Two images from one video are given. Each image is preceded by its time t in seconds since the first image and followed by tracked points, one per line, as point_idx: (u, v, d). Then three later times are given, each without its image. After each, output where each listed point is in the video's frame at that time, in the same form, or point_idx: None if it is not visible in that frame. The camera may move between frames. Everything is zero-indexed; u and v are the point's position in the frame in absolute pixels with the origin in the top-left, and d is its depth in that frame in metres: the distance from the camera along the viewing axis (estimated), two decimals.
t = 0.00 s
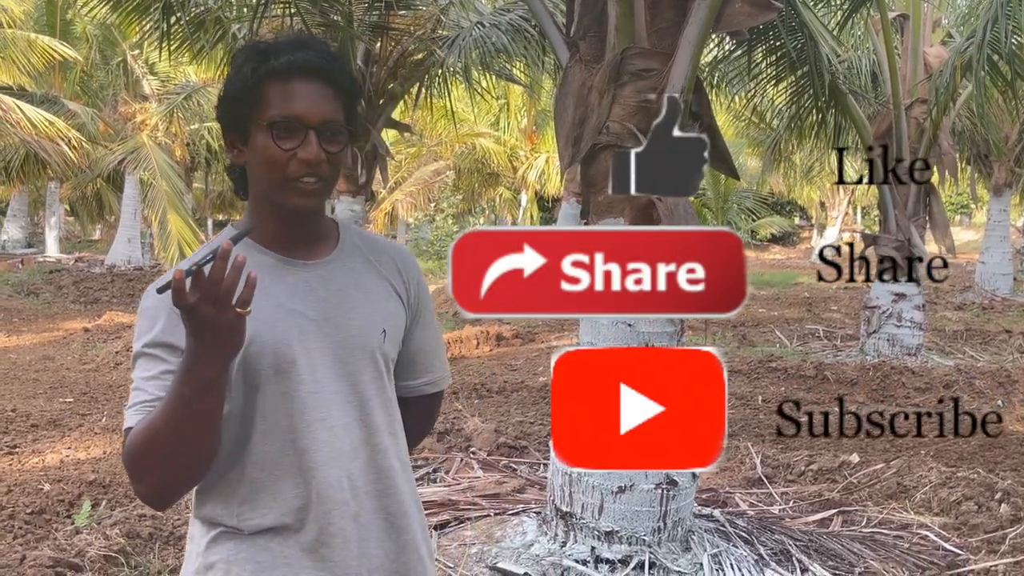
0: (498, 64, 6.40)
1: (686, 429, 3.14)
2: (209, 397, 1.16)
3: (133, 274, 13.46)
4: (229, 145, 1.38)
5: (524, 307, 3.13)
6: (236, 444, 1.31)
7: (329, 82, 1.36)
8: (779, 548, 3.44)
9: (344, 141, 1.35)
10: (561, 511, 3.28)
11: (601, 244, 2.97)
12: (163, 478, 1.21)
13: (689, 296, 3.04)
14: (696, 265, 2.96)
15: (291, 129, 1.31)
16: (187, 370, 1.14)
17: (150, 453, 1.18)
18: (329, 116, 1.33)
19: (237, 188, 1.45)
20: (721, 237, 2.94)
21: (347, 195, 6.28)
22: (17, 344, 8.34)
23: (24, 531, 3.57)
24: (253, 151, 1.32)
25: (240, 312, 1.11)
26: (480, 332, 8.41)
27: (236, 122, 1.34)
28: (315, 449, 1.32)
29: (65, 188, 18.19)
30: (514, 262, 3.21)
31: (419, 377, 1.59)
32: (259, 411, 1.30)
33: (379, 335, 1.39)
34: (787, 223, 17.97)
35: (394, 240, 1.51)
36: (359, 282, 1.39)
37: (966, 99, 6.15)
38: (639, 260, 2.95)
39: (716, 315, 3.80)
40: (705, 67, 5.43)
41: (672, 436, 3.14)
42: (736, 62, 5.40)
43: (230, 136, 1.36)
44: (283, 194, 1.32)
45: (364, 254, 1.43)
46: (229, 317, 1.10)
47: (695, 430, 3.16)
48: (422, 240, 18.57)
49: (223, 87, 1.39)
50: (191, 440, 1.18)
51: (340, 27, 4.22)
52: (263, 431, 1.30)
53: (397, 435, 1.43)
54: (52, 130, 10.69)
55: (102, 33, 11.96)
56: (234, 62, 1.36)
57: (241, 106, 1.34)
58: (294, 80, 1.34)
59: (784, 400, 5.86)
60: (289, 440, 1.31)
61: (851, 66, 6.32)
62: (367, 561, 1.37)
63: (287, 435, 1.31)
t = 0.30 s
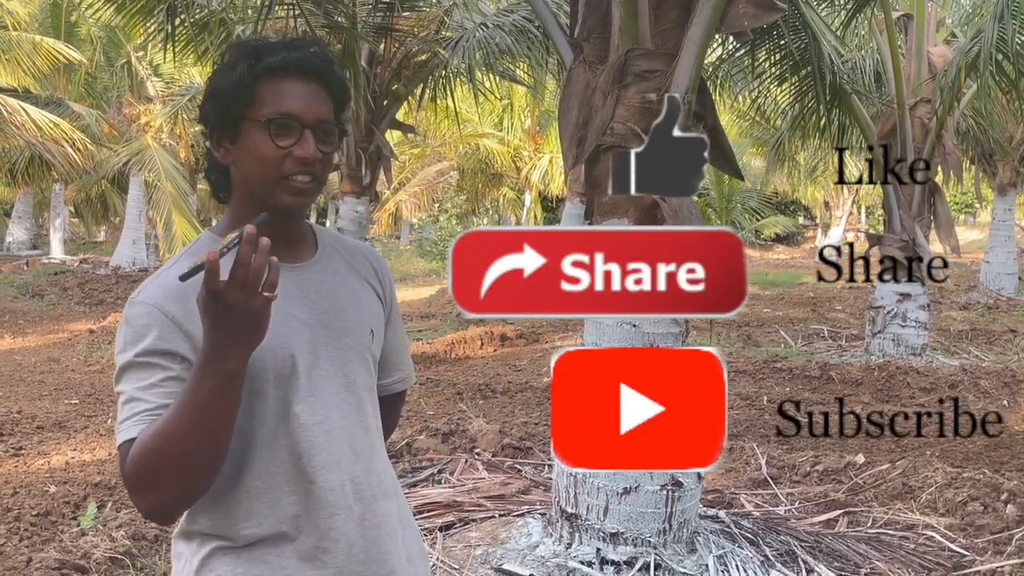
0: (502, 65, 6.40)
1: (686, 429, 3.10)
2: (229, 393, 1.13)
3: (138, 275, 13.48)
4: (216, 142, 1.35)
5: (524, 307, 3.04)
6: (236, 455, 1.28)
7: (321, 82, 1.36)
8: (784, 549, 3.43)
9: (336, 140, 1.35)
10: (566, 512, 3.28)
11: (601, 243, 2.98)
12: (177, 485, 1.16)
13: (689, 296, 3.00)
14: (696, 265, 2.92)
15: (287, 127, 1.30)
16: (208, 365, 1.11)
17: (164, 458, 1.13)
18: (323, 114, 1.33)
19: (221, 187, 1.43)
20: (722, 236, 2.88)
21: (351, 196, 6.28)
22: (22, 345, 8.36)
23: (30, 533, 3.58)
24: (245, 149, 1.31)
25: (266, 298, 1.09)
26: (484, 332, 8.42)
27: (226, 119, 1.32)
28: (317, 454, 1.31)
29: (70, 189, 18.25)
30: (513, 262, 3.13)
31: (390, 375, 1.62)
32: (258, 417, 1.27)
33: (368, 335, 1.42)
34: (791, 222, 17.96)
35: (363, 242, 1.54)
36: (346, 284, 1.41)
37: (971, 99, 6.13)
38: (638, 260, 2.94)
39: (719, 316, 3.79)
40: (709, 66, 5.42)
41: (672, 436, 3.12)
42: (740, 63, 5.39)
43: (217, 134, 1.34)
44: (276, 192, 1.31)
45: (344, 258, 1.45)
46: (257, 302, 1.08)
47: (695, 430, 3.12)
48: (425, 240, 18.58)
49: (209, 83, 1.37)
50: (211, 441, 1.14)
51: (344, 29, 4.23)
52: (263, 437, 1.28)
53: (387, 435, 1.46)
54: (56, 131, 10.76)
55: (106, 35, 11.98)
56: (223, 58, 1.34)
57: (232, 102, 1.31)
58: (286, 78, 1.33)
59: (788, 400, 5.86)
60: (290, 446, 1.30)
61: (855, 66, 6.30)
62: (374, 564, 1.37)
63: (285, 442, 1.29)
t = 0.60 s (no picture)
0: (502, 65, 6.40)
1: (686, 429, 3.16)
2: (249, 386, 1.13)
3: (137, 275, 13.48)
4: (221, 140, 1.36)
5: (524, 306, 3.19)
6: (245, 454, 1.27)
7: (322, 75, 1.37)
8: (785, 550, 3.43)
9: (340, 133, 1.36)
10: (566, 513, 3.28)
11: (601, 244, 3.03)
12: (197, 482, 1.15)
13: (689, 296, 3.06)
14: (696, 265, 3.00)
15: (292, 120, 1.31)
16: (230, 358, 1.11)
17: (185, 454, 1.13)
18: (327, 107, 1.33)
19: (228, 188, 1.42)
20: (722, 236, 2.96)
21: (351, 197, 6.26)
22: (22, 345, 8.35)
23: (30, 533, 3.58)
24: (252, 144, 1.31)
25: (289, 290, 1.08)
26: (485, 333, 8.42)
27: (231, 116, 1.32)
28: (326, 454, 1.30)
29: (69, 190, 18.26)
30: (514, 262, 3.29)
31: (401, 376, 1.62)
32: (268, 416, 1.27)
33: (379, 335, 1.41)
34: (791, 223, 17.96)
35: (374, 242, 1.53)
36: (356, 284, 1.41)
37: (971, 99, 6.13)
38: (639, 260, 2.98)
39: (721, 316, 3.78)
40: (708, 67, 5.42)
41: (672, 436, 3.15)
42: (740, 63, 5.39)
43: (223, 132, 1.34)
44: (284, 186, 1.30)
45: (355, 257, 1.45)
46: (280, 293, 1.07)
47: (695, 430, 3.18)
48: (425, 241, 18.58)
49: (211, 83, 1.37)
50: (232, 436, 1.14)
51: (344, 29, 4.23)
52: (273, 438, 1.27)
53: (396, 436, 1.45)
54: (56, 131, 10.75)
55: (106, 36, 11.97)
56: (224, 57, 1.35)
57: (236, 98, 1.32)
58: (288, 72, 1.33)
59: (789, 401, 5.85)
60: (299, 446, 1.29)
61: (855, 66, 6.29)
62: (378, 566, 1.36)
63: (295, 442, 1.29)
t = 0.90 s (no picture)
0: (498, 64, 6.40)
1: (686, 429, 3.16)
2: (270, 370, 1.15)
3: (132, 274, 13.44)
4: (246, 134, 1.37)
5: (524, 307, 3.09)
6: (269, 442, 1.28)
7: (344, 66, 1.37)
8: (780, 549, 3.43)
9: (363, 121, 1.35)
10: (561, 512, 3.28)
11: (601, 244, 2.98)
12: (219, 466, 1.17)
13: (688, 296, 3.06)
14: (696, 265, 2.98)
15: (313, 109, 1.31)
16: (252, 341, 1.13)
17: (207, 437, 1.15)
18: (349, 94, 1.33)
19: (256, 184, 1.43)
20: (721, 237, 2.96)
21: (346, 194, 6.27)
22: (15, 343, 8.32)
23: (23, 530, 3.56)
24: (276, 135, 1.31)
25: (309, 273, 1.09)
26: (480, 332, 8.42)
27: (255, 109, 1.33)
28: (347, 443, 1.30)
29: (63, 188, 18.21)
30: (514, 262, 3.19)
31: (432, 377, 1.61)
32: (290, 405, 1.27)
33: (404, 329, 1.40)
34: (786, 224, 17.99)
35: (402, 241, 1.53)
36: (382, 279, 1.40)
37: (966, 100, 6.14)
38: (639, 260, 2.95)
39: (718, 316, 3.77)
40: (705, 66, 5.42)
41: (672, 436, 3.15)
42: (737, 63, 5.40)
43: (249, 126, 1.35)
44: (307, 175, 1.30)
45: (381, 252, 1.45)
46: (302, 274, 1.09)
47: (695, 430, 3.19)
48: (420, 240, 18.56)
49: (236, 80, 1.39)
50: (253, 419, 1.15)
51: (340, 26, 4.22)
52: (294, 426, 1.28)
53: (422, 432, 1.43)
54: (51, 128, 10.72)
55: (102, 33, 11.94)
56: (248, 53, 1.37)
57: (259, 91, 1.33)
58: (310, 63, 1.34)
59: (784, 401, 5.86)
60: (320, 436, 1.29)
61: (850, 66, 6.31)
62: (397, 561, 1.34)
63: (317, 430, 1.29)
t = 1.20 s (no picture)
0: (490, 60, 6.40)
1: (686, 429, 3.06)
2: (281, 360, 1.15)
3: (122, 268, 13.37)
4: (271, 128, 1.41)
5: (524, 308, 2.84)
6: (283, 433, 1.29)
7: (369, 64, 1.42)
8: (769, 547, 3.44)
9: (387, 117, 1.39)
10: (552, 509, 3.28)
11: (601, 243, 2.92)
12: (227, 453, 1.18)
13: (688, 296, 2.93)
14: (695, 265, 2.89)
15: (337, 103, 1.35)
16: (262, 330, 1.13)
17: (216, 425, 1.16)
18: (374, 91, 1.37)
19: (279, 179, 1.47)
20: (719, 236, 2.88)
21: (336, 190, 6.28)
22: (4, 338, 8.27)
23: (11, 526, 3.54)
24: (300, 127, 1.35)
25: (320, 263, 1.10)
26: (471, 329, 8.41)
27: (281, 102, 1.37)
28: (360, 436, 1.31)
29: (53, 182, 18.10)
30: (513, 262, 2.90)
31: (451, 376, 1.61)
32: (304, 397, 1.28)
33: (421, 325, 1.40)
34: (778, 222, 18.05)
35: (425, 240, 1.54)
36: (401, 274, 1.40)
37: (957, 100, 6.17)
38: (638, 260, 2.90)
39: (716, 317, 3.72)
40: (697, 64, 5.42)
41: (672, 436, 3.08)
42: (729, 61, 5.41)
43: (274, 120, 1.38)
44: (329, 168, 1.34)
45: (401, 250, 1.45)
46: (309, 264, 1.10)
47: (696, 430, 3.08)
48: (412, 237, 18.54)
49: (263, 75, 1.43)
50: (262, 408, 1.16)
51: (332, 21, 4.21)
52: (307, 417, 1.28)
53: (437, 427, 1.43)
54: (41, 122, 10.67)
55: (92, 28, 11.86)
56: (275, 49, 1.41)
57: (285, 85, 1.37)
58: (337, 59, 1.39)
59: (774, 399, 5.88)
60: (332, 428, 1.29)
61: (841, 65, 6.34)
62: (411, 554, 1.34)
63: (330, 422, 1.29)
